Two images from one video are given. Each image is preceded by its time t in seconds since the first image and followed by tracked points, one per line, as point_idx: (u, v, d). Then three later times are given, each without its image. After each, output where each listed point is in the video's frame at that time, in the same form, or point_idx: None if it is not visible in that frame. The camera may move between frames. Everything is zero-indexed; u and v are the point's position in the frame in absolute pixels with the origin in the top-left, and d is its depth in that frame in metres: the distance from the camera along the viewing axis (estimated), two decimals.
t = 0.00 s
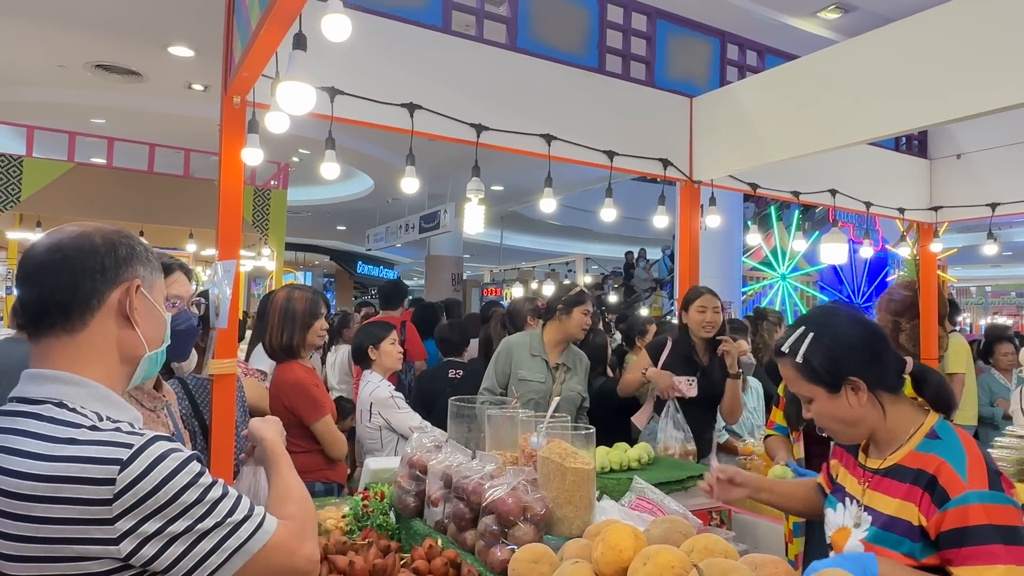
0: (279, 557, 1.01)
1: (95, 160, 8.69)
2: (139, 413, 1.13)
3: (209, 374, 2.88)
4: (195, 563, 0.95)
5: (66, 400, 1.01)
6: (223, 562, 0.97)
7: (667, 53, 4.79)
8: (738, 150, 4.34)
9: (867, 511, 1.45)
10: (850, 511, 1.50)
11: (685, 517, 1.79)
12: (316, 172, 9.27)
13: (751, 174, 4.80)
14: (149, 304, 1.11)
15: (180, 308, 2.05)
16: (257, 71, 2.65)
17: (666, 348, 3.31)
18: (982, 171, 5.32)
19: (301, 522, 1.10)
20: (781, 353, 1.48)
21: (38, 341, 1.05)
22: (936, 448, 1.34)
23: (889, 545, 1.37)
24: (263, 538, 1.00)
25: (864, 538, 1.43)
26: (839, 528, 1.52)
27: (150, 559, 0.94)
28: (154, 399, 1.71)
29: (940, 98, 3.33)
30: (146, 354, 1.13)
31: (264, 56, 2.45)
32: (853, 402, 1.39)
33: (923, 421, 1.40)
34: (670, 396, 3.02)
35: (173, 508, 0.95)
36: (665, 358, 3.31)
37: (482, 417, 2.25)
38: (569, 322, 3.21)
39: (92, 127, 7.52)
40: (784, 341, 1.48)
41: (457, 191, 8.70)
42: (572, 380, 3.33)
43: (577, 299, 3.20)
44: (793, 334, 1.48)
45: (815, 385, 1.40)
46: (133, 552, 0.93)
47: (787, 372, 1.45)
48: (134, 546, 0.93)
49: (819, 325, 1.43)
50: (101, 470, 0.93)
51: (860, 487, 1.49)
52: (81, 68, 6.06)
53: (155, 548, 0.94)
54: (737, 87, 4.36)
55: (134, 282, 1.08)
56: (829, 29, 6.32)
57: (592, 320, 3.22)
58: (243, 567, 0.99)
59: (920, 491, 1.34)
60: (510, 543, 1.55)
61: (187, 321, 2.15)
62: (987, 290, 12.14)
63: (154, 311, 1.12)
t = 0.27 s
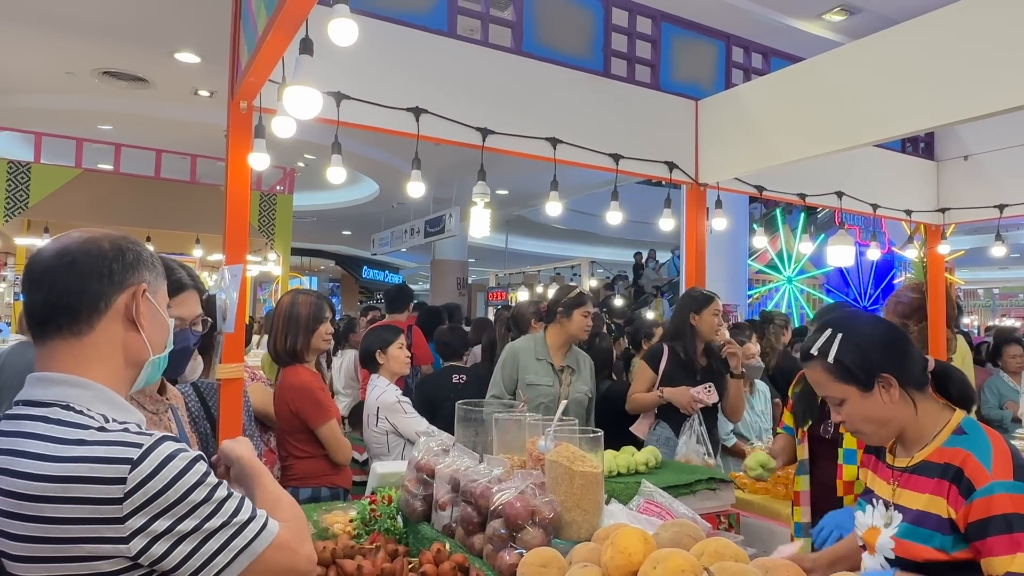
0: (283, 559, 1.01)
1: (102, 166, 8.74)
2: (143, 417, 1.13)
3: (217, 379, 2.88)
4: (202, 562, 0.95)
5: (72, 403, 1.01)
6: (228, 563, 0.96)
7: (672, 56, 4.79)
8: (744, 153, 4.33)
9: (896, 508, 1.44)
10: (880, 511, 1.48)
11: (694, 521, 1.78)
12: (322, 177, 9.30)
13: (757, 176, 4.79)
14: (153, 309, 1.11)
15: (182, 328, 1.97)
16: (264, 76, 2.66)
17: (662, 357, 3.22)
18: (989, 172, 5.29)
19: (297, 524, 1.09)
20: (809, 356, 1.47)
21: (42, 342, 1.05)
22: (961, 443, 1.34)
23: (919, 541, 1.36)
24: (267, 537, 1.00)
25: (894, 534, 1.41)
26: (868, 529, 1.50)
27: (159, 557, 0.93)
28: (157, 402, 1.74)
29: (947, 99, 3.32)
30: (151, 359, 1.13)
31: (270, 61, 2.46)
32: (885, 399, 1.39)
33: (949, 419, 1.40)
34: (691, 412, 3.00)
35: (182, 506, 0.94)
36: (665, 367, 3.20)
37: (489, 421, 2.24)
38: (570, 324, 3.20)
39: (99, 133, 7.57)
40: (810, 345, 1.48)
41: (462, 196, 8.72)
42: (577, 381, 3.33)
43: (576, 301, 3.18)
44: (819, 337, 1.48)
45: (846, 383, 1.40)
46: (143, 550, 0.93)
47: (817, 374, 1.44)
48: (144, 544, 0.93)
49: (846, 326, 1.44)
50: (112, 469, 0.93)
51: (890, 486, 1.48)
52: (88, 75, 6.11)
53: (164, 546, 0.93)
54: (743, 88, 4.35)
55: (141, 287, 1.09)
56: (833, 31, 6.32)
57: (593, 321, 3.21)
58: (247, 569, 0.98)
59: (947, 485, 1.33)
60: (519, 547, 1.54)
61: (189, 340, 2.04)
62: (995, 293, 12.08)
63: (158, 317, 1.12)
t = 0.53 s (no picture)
0: (283, 561, 1.01)
1: (107, 172, 8.78)
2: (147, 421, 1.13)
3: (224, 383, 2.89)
4: (204, 563, 0.95)
5: (78, 404, 1.02)
6: (230, 565, 0.96)
7: (676, 59, 4.80)
8: (748, 155, 4.33)
9: (911, 509, 1.44)
10: (893, 513, 1.48)
11: (699, 524, 1.77)
12: (327, 182, 9.32)
13: (761, 179, 4.79)
14: (164, 317, 1.12)
15: (186, 342, 1.86)
16: (269, 81, 2.67)
17: (666, 360, 3.21)
18: (994, 174, 5.28)
19: (292, 529, 1.09)
20: (830, 355, 1.47)
21: (51, 344, 1.05)
22: (970, 442, 1.37)
23: (939, 539, 1.37)
24: (268, 540, 1.00)
25: (912, 534, 1.42)
26: (882, 531, 1.50)
27: (164, 557, 0.94)
28: (159, 405, 1.74)
29: (952, 101, 3.31)
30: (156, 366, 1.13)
31: (276, 66, 2.47)
32: (907, 399, 1.40)
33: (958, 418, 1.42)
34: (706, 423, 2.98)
35: (188, 506, 0.95)
36: (669, 370, 3.19)
37: (494, 425, 2.23)
38: (564, 328, 3.20)
39: (105, 139, 7.60)
40: (829, 344, 1.48)
41: (467, 200, 8.73)
42: (579, 384, 3.33)
43: (569, 304, 3.17)
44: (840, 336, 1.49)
45: (870, 382, 1.40)
46: (149, 549, 0.93)
47: (840, 373, 1.43)
48: (150, 543, 0.93)
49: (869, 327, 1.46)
50: (119, 469, 0.93)
51: (900, 487, 1.48)
52: (94, 81, 6.14)
53: (169, 546, 0.94)
54: (746, 91, 4.36)
55: (153, 294, 1.09)
56: (837, 34, 6.32)
57: (588, 323, 3.21)
58: (247, 571, 0.98)
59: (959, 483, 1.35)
60: (524, 550, 1.54)
61: (189, 355, 1.87)
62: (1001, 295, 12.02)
63: (168, 324, 1.13)
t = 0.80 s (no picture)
0: (285, 571, 1.00)
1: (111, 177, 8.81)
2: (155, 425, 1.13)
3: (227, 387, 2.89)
4: (207, 570, 0.94)
5: (87, 406, 1.02)
6: (233, 573, 0.95)
7: (678, 63, 4.81)
8: (751, 159, 4.33)
9: (929, 509, 1.41)
10: (911, 512, 1.45)
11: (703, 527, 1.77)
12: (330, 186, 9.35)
13: (764, 182, 4.79)
14: (174, 322, 1.12)
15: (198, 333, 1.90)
16: (273, 86, 2.68)
17: (669, 363, 3.20)
18: (998, 177, 5.28)
19: (296, 540, 1.08)
20: (870, 357, 1.41)
21: (63, 344, 1.06)
22: (997, 446, 1.35)
23: (963, 541, 1.35)
24: (272, 549, 0.99)
25: (933, 535, 1.39)
26: (897, 531, 1.46)
27: (167, 561, 0.94)
28: (168, 409, 1.79)
29: (954, 104, 3.31)
30: (165, 372, 1.13)
31: (280, 71, 2.49)
32: (943, 403, 1.38)
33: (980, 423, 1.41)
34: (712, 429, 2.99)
35: (192, 511, 0.94)
36: (671, 373, 3.18)
37: (496, 428, 2.23)
38: (558, 333, 3.19)
39: (109, 144, 7.64)
40: (867, 346, 1.43)
41: (469, 204, 8.74)
42: (577, 386, 3.35)
43: (563, 309, 3.17)
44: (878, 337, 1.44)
45: (911, 385, 1.36)
46: (154, 552, 0.94)
47: (879, 375, 1.39)
48: (154, 546, 0.94)
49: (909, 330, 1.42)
50: (126, 471, 0.94)
51: (918, 488, 1.45)
52: (98, 87, 6.18)
53: (174, 550, 0.93)
54: (748, 95, 4.37)
55: (164, 298, 1.10)
56: (839, 37, 6.33)
57: (582, 327, 3.19)
58: None
59: (987, 487, 1.33)
60: (528, 553, 1.54)
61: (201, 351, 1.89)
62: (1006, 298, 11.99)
63: (178, 330, 1.13)
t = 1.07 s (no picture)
0: None
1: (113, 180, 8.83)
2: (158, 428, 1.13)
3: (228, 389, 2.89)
4: None
5: (91, 408, 1.02)
6: None
7: (679, 65, 4.81)
8: (751, 161, 4.33)
9: (950, 513, 1.37)
10: (927, 515, 1.40)
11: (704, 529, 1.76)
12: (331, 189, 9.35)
13: (765, 184, 4.79)
14: (177, 323, 1.12)
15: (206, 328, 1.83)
16: (274, 88, 2.69)
17: (671, 365, 3.20)
18: (999, 179, 5.28)
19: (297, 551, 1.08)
20: (915, 358, 1.34)
21: (66, 347, 1.06)
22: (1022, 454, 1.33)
23: (986, 547, 1.31)
24: (270, 561, 0.98)
25: (955, 540, 1.35)
26: (914, 533, 1.42)
27: (164, 568, 0.93)
28: (178, 411, 1.79)
29: (955, 105, 3.31)
30: (168, 374, 1.13)
31: (281, 74, 2.49)
32: (980, 411, 1.33)
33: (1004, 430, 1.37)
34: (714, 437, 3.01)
35: (190, 517, 0.94)
36: (673, 374, 3.19)
37: (496, 430, 2.23)
38: (552, 335, 3.20)
39: (111, 147, 7.65)
40: (912, 346, 1.35)
41: (470, 206, 8.75)
42: (573, 388, 3.36)
43: (556, 311, 3.18)
44: (922, 337, 1.36)
45: (955, 390, 1.31)
46: (151, 557, 0.93)
47: (923, 379, 1.31)
48: (151, 552, 0.93)
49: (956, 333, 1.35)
50: (126, 475, 0.94)
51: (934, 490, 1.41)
52: (100, 90, 6.19)
53: (171, 557, 0.93)
54: (748, 97, 4.38)
55: (166, 300, 1.10)
56: (839, 39, 6.33)
57: (576, 329, 3.19)
58: None
59: (1018, 496, 1.30)
60: (529, 555, 1.53)
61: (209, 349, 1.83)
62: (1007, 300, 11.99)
63: (180, 331, 1.13)
